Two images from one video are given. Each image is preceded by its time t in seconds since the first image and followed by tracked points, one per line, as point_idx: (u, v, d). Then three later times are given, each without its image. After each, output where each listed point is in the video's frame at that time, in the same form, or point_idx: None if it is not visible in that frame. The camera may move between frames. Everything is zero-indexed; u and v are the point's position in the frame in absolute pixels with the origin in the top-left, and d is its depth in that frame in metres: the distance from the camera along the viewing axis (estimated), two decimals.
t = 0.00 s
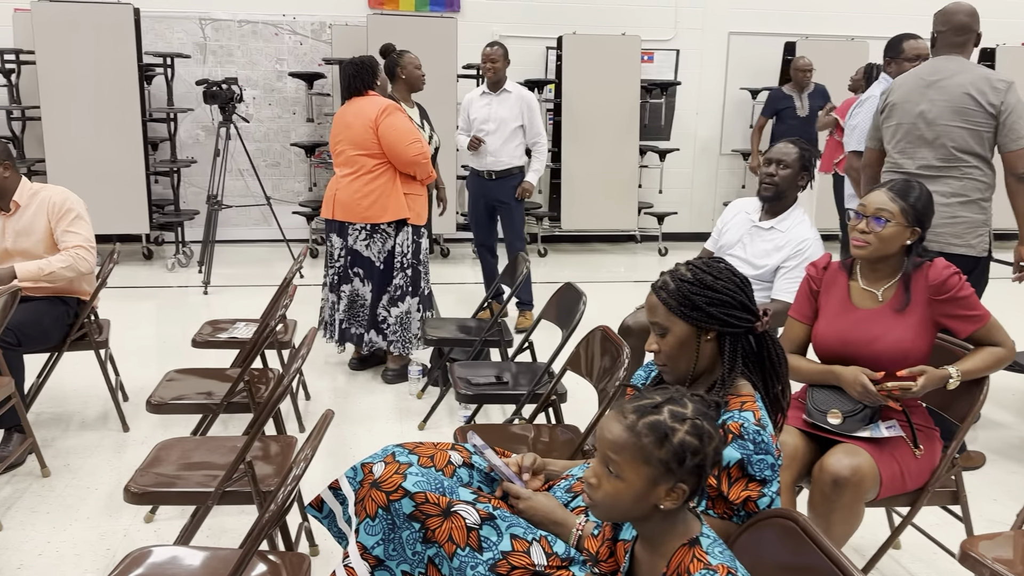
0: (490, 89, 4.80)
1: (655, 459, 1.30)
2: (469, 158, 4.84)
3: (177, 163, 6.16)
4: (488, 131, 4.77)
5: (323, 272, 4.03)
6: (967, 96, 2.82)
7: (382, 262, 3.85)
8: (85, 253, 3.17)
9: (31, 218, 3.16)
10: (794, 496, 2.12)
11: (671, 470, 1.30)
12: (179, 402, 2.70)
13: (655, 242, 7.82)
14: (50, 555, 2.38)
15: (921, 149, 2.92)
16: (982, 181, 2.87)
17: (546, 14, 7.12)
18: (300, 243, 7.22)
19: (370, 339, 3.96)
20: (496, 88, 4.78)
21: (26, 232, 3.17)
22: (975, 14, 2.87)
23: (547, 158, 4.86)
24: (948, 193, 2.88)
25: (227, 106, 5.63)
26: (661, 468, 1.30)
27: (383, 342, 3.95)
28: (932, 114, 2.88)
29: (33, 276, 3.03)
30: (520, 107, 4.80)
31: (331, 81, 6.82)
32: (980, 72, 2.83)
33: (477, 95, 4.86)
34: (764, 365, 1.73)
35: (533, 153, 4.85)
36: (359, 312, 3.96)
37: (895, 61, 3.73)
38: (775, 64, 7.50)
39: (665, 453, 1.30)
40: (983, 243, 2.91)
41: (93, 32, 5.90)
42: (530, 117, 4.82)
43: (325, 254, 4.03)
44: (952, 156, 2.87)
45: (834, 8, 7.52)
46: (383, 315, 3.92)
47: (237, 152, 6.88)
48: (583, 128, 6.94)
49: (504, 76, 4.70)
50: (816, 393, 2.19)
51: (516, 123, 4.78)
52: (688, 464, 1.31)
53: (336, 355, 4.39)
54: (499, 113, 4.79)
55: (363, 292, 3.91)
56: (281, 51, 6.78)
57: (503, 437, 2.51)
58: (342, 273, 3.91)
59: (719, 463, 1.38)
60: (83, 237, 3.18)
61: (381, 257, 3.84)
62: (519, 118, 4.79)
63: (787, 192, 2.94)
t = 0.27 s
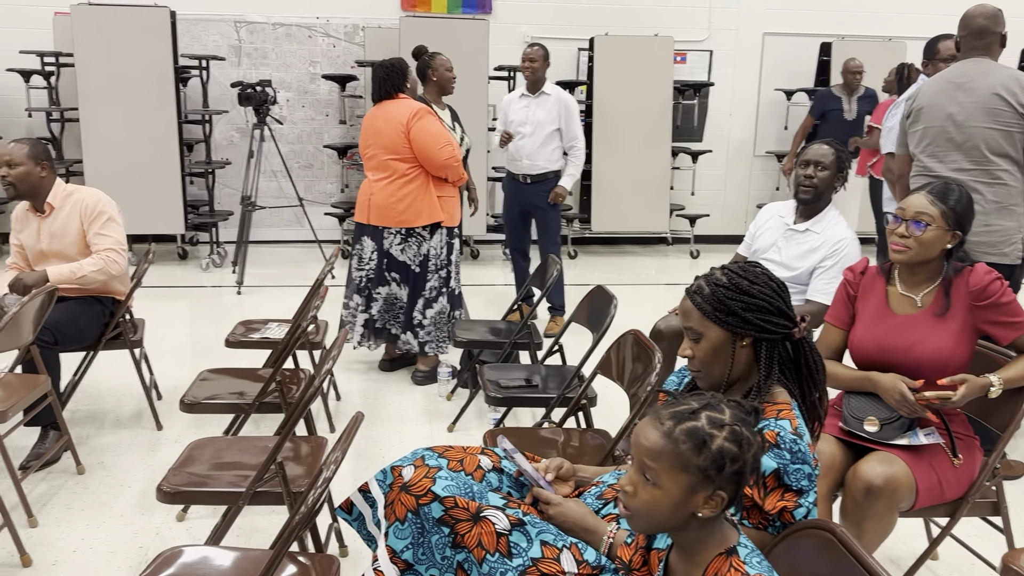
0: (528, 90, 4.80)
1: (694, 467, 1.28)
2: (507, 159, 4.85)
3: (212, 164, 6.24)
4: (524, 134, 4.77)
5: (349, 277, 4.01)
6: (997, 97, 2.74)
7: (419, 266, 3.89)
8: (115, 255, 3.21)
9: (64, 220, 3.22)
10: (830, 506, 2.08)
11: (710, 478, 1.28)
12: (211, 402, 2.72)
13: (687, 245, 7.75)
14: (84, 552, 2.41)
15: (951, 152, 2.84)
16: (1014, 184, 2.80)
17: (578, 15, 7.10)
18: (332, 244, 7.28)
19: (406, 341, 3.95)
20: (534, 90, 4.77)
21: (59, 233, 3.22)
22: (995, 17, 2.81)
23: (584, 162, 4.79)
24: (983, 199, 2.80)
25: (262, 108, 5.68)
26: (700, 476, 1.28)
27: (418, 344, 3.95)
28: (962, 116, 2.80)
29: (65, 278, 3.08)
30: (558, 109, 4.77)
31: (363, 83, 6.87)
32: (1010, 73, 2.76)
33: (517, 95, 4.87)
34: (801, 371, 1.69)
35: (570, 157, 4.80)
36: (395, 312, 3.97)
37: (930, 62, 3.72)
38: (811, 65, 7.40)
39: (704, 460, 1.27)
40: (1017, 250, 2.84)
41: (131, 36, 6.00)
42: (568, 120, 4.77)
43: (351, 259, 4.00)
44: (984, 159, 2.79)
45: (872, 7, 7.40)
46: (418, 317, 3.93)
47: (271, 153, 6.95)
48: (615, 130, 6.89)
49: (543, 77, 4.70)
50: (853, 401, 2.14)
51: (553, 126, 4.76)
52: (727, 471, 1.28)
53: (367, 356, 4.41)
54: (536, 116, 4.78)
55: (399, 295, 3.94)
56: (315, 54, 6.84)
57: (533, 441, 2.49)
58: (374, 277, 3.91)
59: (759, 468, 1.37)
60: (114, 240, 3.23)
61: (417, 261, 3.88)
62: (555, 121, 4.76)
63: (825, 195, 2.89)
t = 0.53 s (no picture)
0: (563, 91, 4.79)
1: (718, 468, 1.26)
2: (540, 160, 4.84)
3: (238, 165, 6.31)
4: (557, 135, 4.77)
5: (377, 280, 4.01)
6: (1013, 94, 2.68)
7: (447, 267, 3.89)
8: (135, 258, 3.26)
9: (87, 221, 3.27)
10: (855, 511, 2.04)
11: (733, 480, 1.27)
12: (234, 401, 2.75)
13: (711, 246, 7.69)
14: (108, 548, 2.44)
15: (971, 153, 2.79)
16: None
17: (602, 16, 7.08)
18: (356, 244, 7.32)
19: (439, 346, 3.95)
20: (569, 90, 4.76)
21: (83, 234, 3.28)
22: (1017, 17, 2.76)
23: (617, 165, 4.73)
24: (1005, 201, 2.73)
25: (287, 110, 5.72)
26: (724, 478, 1.26)
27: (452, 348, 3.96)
28: (979, 117, 2.75)
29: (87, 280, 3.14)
30: (591, 111, 4.73)
31: (388, 85, 6.90)
32: None
33: (552, 96, 4.86)
34: (825, 376, 1.67)
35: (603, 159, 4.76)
36: (422, 318, 3.99)
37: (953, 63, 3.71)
38: (839, 65, 7.31)
39: (728, 462, 1.26)
40: None
41: (159, 38, 6.08)
42: (601, 122, 4.73)
43: (378, 262, 4.01)
44: (1003, 159, 2.72)
45: (902, 7, 7.30)
46: (452, 320, 3.94)
47: (297, 154, 7.01)
48: (639, 131, 6.86)
49: (578, 77, 4.68)
50: (878, 404, 2.11)
51: (585, 128, 4.73)
52: (751, 474, 1.27)
53: (389, 356, 4.42)
54: (570, 117, 4.76)
55: (427, 299, 3.94)
56: (340, 55, 6.89)
57: (552, 443, 2.48)
58: (404, 280, 3.92)
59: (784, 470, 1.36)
60: (135, 242, 3.28)
61: (444, 262, 3.88)
62: (588, 123, 4.73)
63: (849, 197, 2.85)
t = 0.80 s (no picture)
0: (593, 93, 4.76)
1: (735, 475, 1.25)
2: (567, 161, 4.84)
3: (261, 167, 6.37)
4: (585, 138, 4.76)
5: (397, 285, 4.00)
6: None
7: (468, 268, 3.91)
8: (155, 258, 3.30)
9: (109, 221, 3.32)
10: (876, 516, 2.02)
11: (750, 487, 1.26)
12: (255, 400, 2.78)
13: (733, 248, 7.64)
14: (130, 546, 2.48)
15: (993, 154, 2.76)
16: None
17: (624, 16, 7.05)
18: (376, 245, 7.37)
19: (462, 351, 3.98)
20: (599, 92, 4.73)
21: (105, 234, 3.33)
22: None
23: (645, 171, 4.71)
24: None
25: (309, 112, 5.77)
26: (741, 484, 1.26)
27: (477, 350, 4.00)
28: (1004, 117, 2.71)
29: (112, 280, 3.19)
30: (619, 115, 4.70)
31: (409, 87, 6.93)
32: None
33: (581, 97, 4.84)
34: (844, 380, 1.66)
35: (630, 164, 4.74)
36: (448, 324, 3.97)
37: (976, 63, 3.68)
38: (863, 66, 7.23)
39: (745, 469, 1.25)
40: None
41: (183, 41, 6.15)
42: (628, 127, 4.69)
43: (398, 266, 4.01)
44: None
45: (928, 6, 7.21)
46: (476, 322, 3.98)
47: (319, 156, 7.07)
48: (660, 132, 6.83)
49: (608, 79, 4.65)
50: (900, 409, 2.08)
51: (613, 132, 4.70)
52: (769, 480, 1.26)
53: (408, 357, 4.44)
54: (597, 120, 4.74)
55: (451, 303, 3.93)
56: (362, 57, 6.93)
57: (570, 445, 2.47)
58: (425, 285, 3.93)
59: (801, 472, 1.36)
60: (158, 242, 3.33)
61: (466, 264, 3.90)
62: (616, 128, 4.71)
63: (871, 199, 2.81)
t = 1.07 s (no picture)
0: (613, 94, 4.74)
1: (752, 477, 1.25)
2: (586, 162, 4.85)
3: (282, 168, 6.42)
4: (603, 140, 4.74)
5: (421, 288, 4.05)
6: None
7: (487, 268, 3.91)
8: (170, 261, 3.33)
9: (130, 224, 3.37)
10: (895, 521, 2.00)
11: (768, 489, 1.25)
12: (275, 400, 2.80)
13: (753, 250, 7.59)
14: (151, 544, 2.51)
15: None
16: None
17: (644, 17, 7.04)
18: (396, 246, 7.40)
19: (483, 352, 3.99)
20: (620, 93, 4.70)
21: (126, 236, 3.38)
22: None
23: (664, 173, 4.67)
24: None
25: (330, 114, 5.80)
26: (759, 486, 1.25)
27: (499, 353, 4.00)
28: None
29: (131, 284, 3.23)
30: (639, 117, 4.67)
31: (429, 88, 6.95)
32: None
33: (602, 98, 4.82)
34: (863, 383, 1.64)
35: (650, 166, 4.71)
36: (469, 325, 3.96)
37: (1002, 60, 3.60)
38: (886, 66, 7.16)
39: (763, 471, 1.25)
40: None
41: (206, 44, 6.22)
42: (648, 129, 4.66)
43: (421, 268, 4.05)
44: None
45: (953, 5, 7.12)
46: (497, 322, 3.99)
47: (339, 158, 7.11)
48: (680, 133, 6.80)
49: (627, 80, 4.64)
50: (920, 413, 2.06)
51: (631, 134, 4.67)
52: (786, 483, 1.26)
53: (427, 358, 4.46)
54: (617, 122, 4.72)
55: (470, 304, 3.93)
56: (382, 60, 6.96)
57: (587, 446, 2.47)
58: (446, 286, 3.94)
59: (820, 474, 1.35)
60: (172, 245, 3.35)
61: (485, 265, 3.90)
62: (635, 130, 4.68)
63: (891, 201, 2.78)
